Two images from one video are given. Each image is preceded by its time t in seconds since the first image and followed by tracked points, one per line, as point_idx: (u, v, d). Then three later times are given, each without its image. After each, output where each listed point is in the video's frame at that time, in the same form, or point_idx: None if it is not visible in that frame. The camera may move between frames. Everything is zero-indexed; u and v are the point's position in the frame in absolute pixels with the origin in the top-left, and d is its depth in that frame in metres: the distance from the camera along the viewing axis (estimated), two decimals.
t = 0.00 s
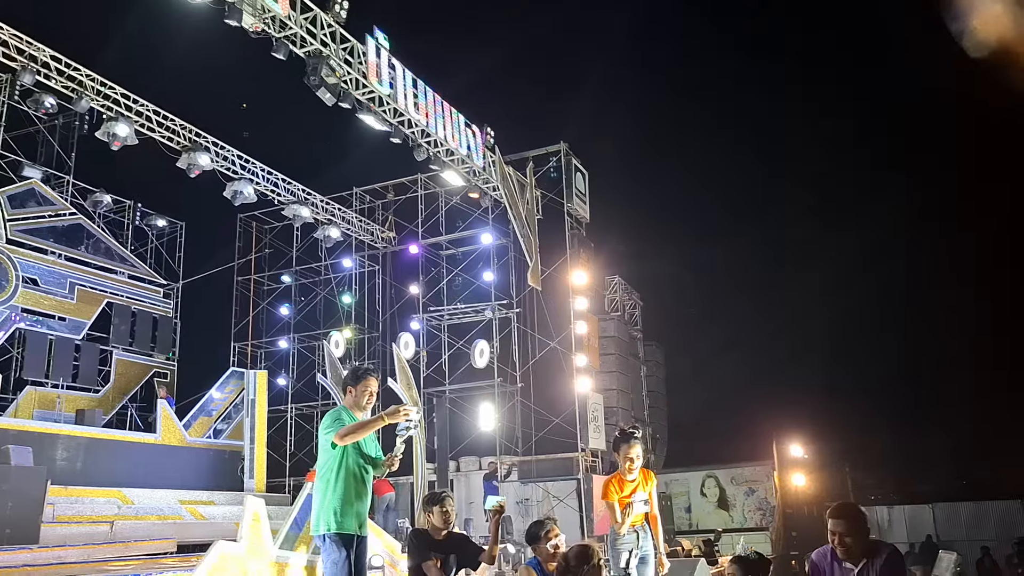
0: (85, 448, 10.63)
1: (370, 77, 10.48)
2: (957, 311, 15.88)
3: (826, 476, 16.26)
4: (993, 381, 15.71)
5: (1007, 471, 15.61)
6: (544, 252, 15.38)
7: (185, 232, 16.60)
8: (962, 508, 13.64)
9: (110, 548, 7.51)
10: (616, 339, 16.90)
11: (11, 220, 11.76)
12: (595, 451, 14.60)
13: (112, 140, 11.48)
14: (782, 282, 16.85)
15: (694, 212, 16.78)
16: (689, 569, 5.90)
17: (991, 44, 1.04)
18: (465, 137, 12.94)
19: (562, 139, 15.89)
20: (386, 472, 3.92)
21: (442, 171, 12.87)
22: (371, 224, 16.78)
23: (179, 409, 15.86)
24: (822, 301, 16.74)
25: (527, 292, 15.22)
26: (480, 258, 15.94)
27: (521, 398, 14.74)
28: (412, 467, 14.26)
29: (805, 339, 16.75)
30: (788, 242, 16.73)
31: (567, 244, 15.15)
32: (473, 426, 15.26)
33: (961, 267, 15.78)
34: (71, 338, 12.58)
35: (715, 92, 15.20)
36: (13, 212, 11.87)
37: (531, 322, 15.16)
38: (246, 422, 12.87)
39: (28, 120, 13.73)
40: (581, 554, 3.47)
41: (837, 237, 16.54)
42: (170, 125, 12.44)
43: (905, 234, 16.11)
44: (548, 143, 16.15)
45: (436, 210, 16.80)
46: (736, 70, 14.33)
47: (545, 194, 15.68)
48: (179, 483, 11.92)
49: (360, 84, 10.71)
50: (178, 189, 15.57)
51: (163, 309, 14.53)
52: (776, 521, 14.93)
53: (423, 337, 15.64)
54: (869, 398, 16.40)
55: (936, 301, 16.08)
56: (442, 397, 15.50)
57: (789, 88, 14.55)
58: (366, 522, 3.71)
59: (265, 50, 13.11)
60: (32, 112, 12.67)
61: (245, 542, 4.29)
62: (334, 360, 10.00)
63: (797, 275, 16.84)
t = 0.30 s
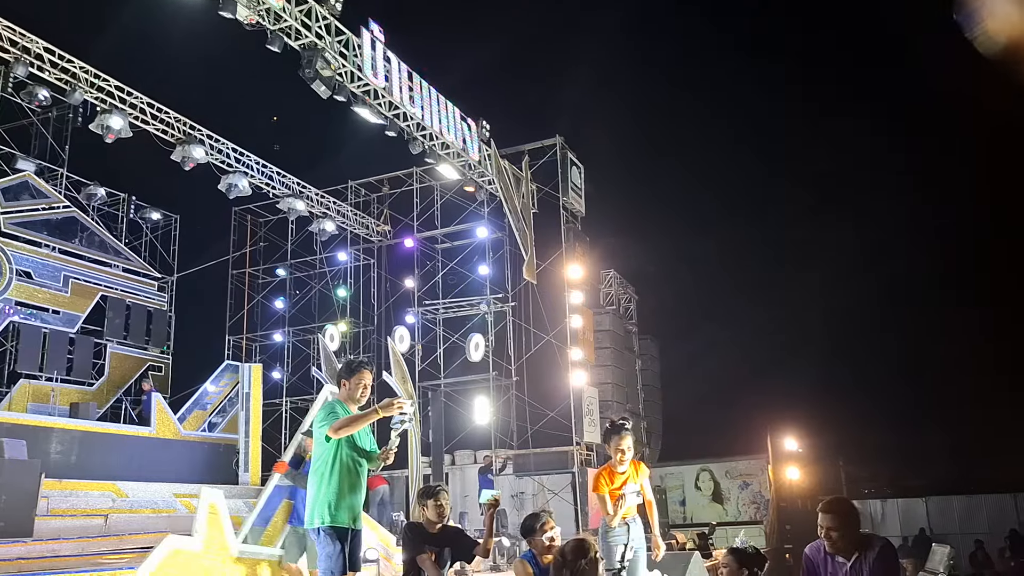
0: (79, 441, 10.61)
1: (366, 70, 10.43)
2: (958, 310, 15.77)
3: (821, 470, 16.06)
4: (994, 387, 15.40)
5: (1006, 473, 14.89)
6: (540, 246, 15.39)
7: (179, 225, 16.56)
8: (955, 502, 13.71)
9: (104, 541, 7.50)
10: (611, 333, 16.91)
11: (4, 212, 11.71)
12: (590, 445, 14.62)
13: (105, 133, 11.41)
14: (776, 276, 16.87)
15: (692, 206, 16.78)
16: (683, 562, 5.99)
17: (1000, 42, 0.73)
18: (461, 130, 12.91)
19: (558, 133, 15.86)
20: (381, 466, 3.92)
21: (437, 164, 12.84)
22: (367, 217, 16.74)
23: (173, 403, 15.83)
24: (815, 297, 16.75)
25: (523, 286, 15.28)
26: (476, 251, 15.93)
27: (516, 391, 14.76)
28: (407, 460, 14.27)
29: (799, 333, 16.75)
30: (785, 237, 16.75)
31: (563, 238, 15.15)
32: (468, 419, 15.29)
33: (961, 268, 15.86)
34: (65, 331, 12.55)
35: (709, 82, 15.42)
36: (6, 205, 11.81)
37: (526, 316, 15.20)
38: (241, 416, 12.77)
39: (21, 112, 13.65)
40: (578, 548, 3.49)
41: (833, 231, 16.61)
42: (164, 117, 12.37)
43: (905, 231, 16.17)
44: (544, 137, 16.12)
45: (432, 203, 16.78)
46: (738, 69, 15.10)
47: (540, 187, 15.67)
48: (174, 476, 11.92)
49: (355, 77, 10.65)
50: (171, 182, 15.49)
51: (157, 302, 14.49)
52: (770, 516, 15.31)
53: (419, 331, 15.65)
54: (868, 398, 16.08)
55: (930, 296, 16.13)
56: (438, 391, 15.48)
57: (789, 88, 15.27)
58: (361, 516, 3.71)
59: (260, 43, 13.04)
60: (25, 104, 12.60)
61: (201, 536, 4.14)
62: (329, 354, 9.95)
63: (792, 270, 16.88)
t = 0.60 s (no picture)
0: (76, 434, 10.59)
1: (363, 62, 10.43)
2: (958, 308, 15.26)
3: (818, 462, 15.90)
4: (994, 378, 14.80)
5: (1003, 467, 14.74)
6: (538, 238, 15.37)
7: (176, 217, 16.54)
8: (951, 494, 13.78)
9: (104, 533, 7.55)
10: (608, 325, 16.92)
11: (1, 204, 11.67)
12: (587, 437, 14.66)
13: (102, 124, 11.38)
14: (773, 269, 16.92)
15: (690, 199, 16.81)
16: (681, 554, 6.31)
17: (988, 54, 0.85)
18: (458, 122, 12.88)
19: (556, 124, 15.83)
20: (378, 457, 3.93)
21: (434, 156, 12.83)
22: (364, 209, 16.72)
23: (171, 395, 15.86)
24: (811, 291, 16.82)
25: (520, 279, 15.16)
26: (473, 244, 15.94)
27: (514, 384, 14.78)
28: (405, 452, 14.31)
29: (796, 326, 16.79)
30: (782, 229, 16.77)
31: (560, 231, 15.14)
32: (465, 411, 15.31)
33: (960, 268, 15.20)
34: (61, 323, 12.52)
35: (709, 82, 15.13)
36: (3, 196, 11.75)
37: (524, 308, 15.07)
38: (240, 408, 12.67)
39: (17, 104, 13.61)
40: (576, 539, 3.50)
41: (832, 227, 16.35)
42: (160, 109, 12.34)
43: (905, 230, 15.70)
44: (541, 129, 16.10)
45: (429, 195, 16.77)
46: (739, 68, 14.48)
47: (538, 179, 15.66)
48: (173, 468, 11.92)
49: (352, 69, 10.62)
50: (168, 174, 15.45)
51: (154, 294, 14.47)
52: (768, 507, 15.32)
53: (416, 324, 15.77)
54: (859, 382, 16.44)
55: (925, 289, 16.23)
56: (435, 383, 15.44)
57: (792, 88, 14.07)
58: (358, 507, 3.72)
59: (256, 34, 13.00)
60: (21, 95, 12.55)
61: (148, 527, 4.87)
62: (326, 346, 9.95)
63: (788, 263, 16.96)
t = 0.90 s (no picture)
0: (77, 426, 10.62)
1: (363, 53, 10.37)
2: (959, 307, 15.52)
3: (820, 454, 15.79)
4: (992, 369, 15.10)
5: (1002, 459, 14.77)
6: (539, 230, 15.35)
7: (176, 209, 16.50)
8: (951, 486, 13.80)
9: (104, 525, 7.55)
10: (609, 318, 16.90)
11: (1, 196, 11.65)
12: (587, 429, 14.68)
13: (101, 116, 11.34)
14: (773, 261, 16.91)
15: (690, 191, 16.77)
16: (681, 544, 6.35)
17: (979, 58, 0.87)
18: (459, 113, 12.84)
19: (557, 116, 15.77)
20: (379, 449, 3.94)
21: (434, 148, 12.80)
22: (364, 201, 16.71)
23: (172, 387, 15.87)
24: (812, 283, 16.82)
25: (521, 271, 15.24)
26: (473, 236, 15.91)
27: (514, 376, 14.76)
28: (405, 444, 14.33)
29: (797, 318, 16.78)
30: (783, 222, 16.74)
31: (561, 223, 15.12)
32: (465, 403, 15.32)
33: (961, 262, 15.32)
34: (62, 316, 12.51)
35: (708, 77, 15.04)
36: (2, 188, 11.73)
37: (525, 301, 15.20)
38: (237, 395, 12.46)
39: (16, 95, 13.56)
40: (575, 530, 3.51)
41: (832, 221, 16.32)
42: (160, 101, 12.30)
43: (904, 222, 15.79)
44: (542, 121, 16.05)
45: (429, 187, 16.74)
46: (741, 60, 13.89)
47: (538, 171, 15.63)
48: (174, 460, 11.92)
49: (352, 60, 10.58)
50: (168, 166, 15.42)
51: (154, 287, 14.46)
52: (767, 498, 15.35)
53: (416, 315, 15.69)
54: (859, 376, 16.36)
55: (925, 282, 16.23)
56: (436, 375, 15.47)
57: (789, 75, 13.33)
58: (359, 499, 3.73)
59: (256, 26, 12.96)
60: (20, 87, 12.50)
61: (102, 520, 4.49)
62: (327, 338, 9.92)
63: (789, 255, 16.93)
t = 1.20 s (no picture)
0: (81, 419, 10.65)
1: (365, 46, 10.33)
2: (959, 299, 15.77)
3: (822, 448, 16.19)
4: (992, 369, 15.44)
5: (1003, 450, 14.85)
6: (541, 223, 15.33)
7: (178, 202, 16.50)
8: (953, 478, 13.82)
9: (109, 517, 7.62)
10: (611, 311, 16.90)
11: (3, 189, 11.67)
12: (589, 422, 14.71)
13: (104, 109, 11.32)
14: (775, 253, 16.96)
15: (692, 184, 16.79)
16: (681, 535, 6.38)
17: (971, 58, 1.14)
18: (460, 106, 12.81)
19: (559, 109, 15.74)
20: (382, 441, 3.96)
21: (437, 141, 12.77)
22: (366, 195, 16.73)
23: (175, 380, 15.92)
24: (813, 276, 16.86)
25: (523, 264, 15.20)
26: (475, 229, 15.89)
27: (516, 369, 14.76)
28: (408, 436, 14.36)
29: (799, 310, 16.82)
30: (784, 215, 16.77)
31: (563, 216, 15.09)
32: (467, 396, 15.36)
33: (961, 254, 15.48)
34: (65, 309, 12.56)
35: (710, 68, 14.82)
36: (4, 182, 11.76)
37: (527, 294, 15.13)
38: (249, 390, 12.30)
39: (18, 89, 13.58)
40: (574, 521, 3.48)
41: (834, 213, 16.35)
42: (163, 94, 12.30)
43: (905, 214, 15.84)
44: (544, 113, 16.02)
45: (431, 180, 16.72)
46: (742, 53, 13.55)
47: (540, 165, 15.62)
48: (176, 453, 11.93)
49: (354, 53, 10.57)
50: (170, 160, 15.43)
51: (157, 280, 14.48)
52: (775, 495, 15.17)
53: (419, 308, 15.68)
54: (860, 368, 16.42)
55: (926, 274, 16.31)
56: (438, 368, 15.52)
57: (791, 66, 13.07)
58: (363, 491, 3.75)
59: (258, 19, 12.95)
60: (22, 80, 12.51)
61: (52, 516, 4.48)
62: (330, 332, 9.80)
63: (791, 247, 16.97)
